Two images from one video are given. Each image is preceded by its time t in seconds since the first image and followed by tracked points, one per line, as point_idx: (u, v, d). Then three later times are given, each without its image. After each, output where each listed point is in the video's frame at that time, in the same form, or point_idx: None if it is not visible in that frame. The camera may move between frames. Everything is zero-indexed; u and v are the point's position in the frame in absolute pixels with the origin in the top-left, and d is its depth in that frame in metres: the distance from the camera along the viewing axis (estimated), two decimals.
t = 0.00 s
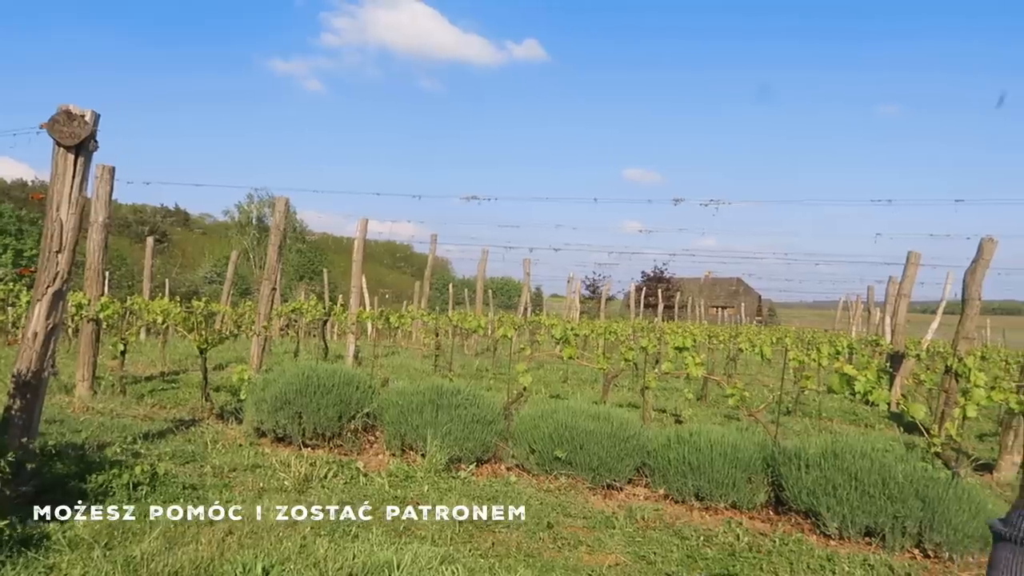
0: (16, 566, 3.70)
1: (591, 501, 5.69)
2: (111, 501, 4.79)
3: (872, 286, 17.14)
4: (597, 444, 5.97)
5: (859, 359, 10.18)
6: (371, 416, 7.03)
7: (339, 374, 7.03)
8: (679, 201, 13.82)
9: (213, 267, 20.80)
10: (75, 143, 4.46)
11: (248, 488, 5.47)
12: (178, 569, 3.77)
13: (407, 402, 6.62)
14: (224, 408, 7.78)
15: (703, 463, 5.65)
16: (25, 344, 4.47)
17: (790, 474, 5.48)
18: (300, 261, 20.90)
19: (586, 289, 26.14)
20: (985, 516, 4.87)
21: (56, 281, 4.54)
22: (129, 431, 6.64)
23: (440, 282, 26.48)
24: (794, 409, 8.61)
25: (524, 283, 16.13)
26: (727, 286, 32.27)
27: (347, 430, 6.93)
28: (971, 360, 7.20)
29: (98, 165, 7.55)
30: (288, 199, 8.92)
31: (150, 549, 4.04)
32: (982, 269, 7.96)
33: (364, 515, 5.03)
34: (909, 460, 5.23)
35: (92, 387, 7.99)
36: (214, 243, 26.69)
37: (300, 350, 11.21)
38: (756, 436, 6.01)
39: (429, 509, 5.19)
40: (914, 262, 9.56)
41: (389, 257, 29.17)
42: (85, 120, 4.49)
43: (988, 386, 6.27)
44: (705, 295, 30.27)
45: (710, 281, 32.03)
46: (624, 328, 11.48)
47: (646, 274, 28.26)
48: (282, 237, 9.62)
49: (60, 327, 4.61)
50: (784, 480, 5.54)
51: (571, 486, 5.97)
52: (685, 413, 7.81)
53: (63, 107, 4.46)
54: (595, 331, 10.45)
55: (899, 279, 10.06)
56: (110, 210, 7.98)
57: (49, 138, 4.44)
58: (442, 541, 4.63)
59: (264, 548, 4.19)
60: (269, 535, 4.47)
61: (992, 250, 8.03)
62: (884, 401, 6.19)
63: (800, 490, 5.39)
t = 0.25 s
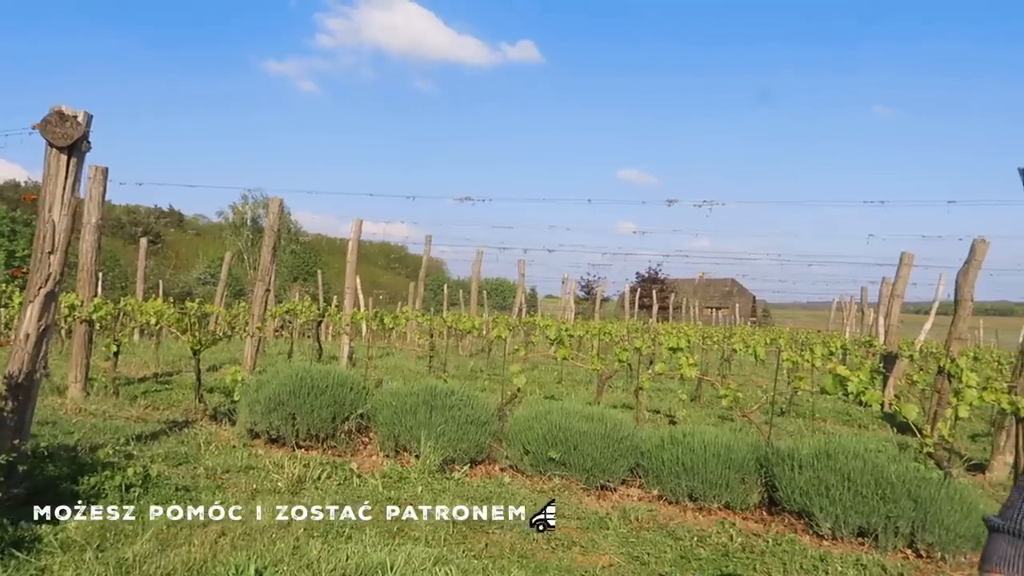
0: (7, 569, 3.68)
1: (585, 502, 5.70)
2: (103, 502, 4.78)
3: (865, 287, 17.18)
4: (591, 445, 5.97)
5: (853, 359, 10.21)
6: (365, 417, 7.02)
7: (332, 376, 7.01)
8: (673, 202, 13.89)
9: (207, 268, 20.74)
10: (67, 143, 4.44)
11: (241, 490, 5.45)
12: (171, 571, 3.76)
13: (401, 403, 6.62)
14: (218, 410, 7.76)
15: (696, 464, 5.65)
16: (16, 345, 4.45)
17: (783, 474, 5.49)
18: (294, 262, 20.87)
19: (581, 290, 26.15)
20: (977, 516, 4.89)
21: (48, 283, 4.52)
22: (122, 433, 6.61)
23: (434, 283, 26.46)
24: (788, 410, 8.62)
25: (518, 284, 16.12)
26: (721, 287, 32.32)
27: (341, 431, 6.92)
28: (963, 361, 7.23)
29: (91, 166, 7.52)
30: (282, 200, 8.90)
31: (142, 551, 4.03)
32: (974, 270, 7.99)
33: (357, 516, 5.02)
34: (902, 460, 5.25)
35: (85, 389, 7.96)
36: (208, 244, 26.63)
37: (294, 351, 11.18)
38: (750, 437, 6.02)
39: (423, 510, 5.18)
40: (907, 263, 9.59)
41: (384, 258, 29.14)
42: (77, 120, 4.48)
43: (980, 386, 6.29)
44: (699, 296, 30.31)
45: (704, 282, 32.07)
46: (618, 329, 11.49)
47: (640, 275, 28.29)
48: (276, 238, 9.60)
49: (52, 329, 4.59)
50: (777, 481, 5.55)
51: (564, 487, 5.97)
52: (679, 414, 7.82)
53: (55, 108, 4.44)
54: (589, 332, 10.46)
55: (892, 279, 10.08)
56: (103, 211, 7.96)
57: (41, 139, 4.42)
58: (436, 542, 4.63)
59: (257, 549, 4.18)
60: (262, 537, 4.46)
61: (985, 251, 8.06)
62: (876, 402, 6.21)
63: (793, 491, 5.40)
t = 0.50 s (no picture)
0: None
1: (576, 502, 5.70)
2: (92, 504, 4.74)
3: (855, 288, 17.27)
4: (582, 445, 5.98)
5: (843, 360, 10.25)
6: (356, 418, 7.01)
7: (323, 376, 7.00)
8: (663, 205, 13.97)
9: (198, 268, 20.67)
10: (56, 143, 4.42)
11: (231, 491, 5.43)
12: (160, 572, 3.74)
13: (392, 404, 6.61)
14: (208, 411, 7.73)
15: (687, 464, 5.67)
16: (4, 347, 4.40)
17: (773, 475, 5.51)
18: (285, 263, 20.82)
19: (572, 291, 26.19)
20: (965, 515, 4.91)
21: (37, 283, 4.49)
22: (111, 434, 6.58)
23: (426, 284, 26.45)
24: (778, 410, 8.66)
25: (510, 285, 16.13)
26: (712, 288, 32.43)
27: (332, 432, 6.90)
28: (952, 361, 7.27)
29: (80, 166, 7.49)
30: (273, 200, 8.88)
31: (131, 553, 4.01)
32: (963, 271, 8.04)
33: (347, 517, 5.01)
34: (891, 460, 5.27)
35: (74, 390, 7.91)
36: (199, 245, 26.54)
37: (285, 352, 11.15)
38: (740, 437, 6.03)
39: (414, 512, 5.17)
40: (896, 264, 9.64)
41: (375, 259, 29.10)
42: (66, 120, 4.46)
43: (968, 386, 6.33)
44: (691, 297, 30.40)
45: (696, 283, 32.16)
46: (610, 330, 11.51)
47: (632, 275, 28.35)
48: (267, 238, 9.57)
49: (40, 330, 4.55)
50: (767, 481, 5.56)
51: (555, 488, 5.98)
52: (670, 414, 7.84)
53: (44, 108, 4.42)
54: (581, 332, 10.47)
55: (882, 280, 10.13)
56: (93, 211, 7.92)
57: (30, 139, 4.40)
58: (427, 543, 4.62)
59: (246, 551, 4.17)
60: (252, 538, 4.44)
61: (974, 252, 8.11)
62: (865, 402, 6.25)
63: (783, 491, 5.42)
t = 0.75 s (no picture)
0: None
1: (567, 503, 5.70)
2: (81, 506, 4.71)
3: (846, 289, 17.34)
4: (573, 446, 5.98)
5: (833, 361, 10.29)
6: (347, 419, 6.99)
7: (314, 377, 6.97)
8: (654, 206, 14.05)
9: (188, 268, 20.58)
10: (45, 143, 4.39)
11: (221, 492, 5.41)
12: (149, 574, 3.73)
13: (383, 405, 6.59)
14: (198, 412, 7.69)
15: (678, 465, 5.68)
16: None
17: (764, 475, 5.52)
18: (277, 263, 20.77)
19: (565, 292, 26.21)
20: (954, 515, 4.94)
21: (25, 284, 4.44)
22: (100, 435, 6.55)
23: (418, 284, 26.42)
24: (769, 411, 8.69)
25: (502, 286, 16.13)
26: (704, 289, 32.53)
27: (323, 433, 6.88)
28: (941, 362, 7.32)
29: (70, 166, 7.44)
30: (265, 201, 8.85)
31: (120, 556, 3.98)
32: (952, 272, 8.08)
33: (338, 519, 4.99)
34: (880, 460, 5.30)
35: (63, 391, 7.87)
36: (189, 245, 26.43)
37: (276, 353, 11.12)
38: (731, 438, 6.05)
39: (404, 514, 5.16)
40: (887, 265, 9.68)
41: (367, 259, 29.05)
42: (55, 120, 4.43)
43: (957, 388, 6.36)
44: (683, 298, 30.47)
45: (688, 283, 32.25)
46: (601, 331, 11.52)
47: (624, 276, 28.40)
48: (258, 239, 9.54)
49: (28, 331, 4.49)
50: (757, 482, 5.58)
51: (547, 489, 5.98)
52: (661, 415, 7.85)
53: (33, 107, 4.40)
54: (572, 333, 10.48)
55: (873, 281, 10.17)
56: (82, 211, 7.88)
57: (19, 139, 4.37)
58: (417, 544, 4.62)
59: (236, 552, 4.15)
60: (242, 540, 4.43)
61: (963, 254, 8.16)
62: (855, 403, 6.28)
63: (773, 492, 5.43)
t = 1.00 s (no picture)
0: None
1: (559, 504, 5.70)
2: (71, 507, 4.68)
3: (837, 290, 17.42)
4: (565, 447, 5.98)
5: (824, 361, 10.33)
6: (339, 420, 6.98)
7: (306, 378, 6.95)
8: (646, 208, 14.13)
9: (179, 269, 20.50)
10: (35, 143, 4.37)
11: (212, 494, 5.39)
12: None
13: (375, 406, 6.58)
14: (189, 413, 7.66)
15: (669, 465, 5.69)
16: None
17: (755, 476, 5.54)
18: (268, 264, 20.72)
19: (557, 293, 26.23)
20: (944, 514, 4.97)
21: (15, 285, 4.37)
22: (90, 437, 6.51)
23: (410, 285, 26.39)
24: (760, 412, 8.71)
25: (494, 287, 16.12)
26: (696, 290, 32.61)
27: (315, 434, 6.86)
28: (931, 363, 7.36)
29: (59, 166, 7.40)
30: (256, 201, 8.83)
31: (110, 558, 3.96)
32: (942, 274, 8.13)
33: (328, 520, 4.98)
34: (871, 460, 5.32)
35: (52, 392, 7.82)
36: (181, 246, 26.32)
37: (268, 354, 11.08)
38: (722, 438, 6.06)
39: (396, 515, 5.15)
40: (877, 267, 9.72)
41: (359, 260, 29.00)
42: (45, 121, 4.43)
43: (947, 388, 6.39)
44: (675, 298, 30.54)
45: (680, 284, 32.32)
46: (593, 332, 11.53)
47: (617, 277, 28.44)
48: (249, 239, 9.50)
49: (17, 333, 4.40)
50: (749, 482, 5.59)
51: (539, 489, 5.98)
52: (653, 416, 7.87)
53: (22, 108, 4.39)
54: (564, 334, 10.49)
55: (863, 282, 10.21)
56: (72, 212, 7.84)
57: (9, 139, 4.35)
58: (409, 545, 4.61)
59: (227, 554, 4.13)
60: (233, 542, 4.41)
61: (952, 255, 8.20)
62: (846, 404, 6.30)
63: (764, 492, 5.45)
